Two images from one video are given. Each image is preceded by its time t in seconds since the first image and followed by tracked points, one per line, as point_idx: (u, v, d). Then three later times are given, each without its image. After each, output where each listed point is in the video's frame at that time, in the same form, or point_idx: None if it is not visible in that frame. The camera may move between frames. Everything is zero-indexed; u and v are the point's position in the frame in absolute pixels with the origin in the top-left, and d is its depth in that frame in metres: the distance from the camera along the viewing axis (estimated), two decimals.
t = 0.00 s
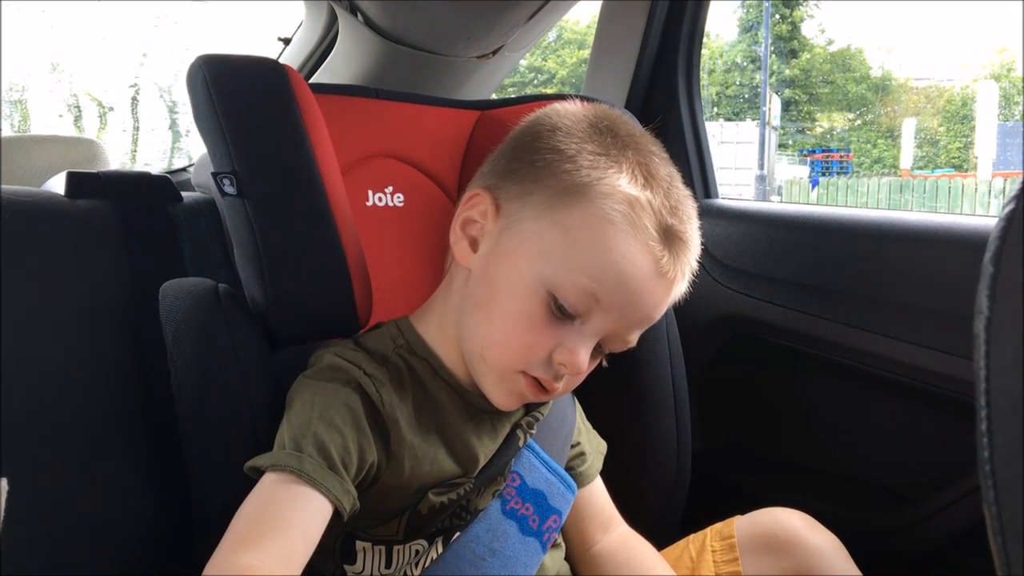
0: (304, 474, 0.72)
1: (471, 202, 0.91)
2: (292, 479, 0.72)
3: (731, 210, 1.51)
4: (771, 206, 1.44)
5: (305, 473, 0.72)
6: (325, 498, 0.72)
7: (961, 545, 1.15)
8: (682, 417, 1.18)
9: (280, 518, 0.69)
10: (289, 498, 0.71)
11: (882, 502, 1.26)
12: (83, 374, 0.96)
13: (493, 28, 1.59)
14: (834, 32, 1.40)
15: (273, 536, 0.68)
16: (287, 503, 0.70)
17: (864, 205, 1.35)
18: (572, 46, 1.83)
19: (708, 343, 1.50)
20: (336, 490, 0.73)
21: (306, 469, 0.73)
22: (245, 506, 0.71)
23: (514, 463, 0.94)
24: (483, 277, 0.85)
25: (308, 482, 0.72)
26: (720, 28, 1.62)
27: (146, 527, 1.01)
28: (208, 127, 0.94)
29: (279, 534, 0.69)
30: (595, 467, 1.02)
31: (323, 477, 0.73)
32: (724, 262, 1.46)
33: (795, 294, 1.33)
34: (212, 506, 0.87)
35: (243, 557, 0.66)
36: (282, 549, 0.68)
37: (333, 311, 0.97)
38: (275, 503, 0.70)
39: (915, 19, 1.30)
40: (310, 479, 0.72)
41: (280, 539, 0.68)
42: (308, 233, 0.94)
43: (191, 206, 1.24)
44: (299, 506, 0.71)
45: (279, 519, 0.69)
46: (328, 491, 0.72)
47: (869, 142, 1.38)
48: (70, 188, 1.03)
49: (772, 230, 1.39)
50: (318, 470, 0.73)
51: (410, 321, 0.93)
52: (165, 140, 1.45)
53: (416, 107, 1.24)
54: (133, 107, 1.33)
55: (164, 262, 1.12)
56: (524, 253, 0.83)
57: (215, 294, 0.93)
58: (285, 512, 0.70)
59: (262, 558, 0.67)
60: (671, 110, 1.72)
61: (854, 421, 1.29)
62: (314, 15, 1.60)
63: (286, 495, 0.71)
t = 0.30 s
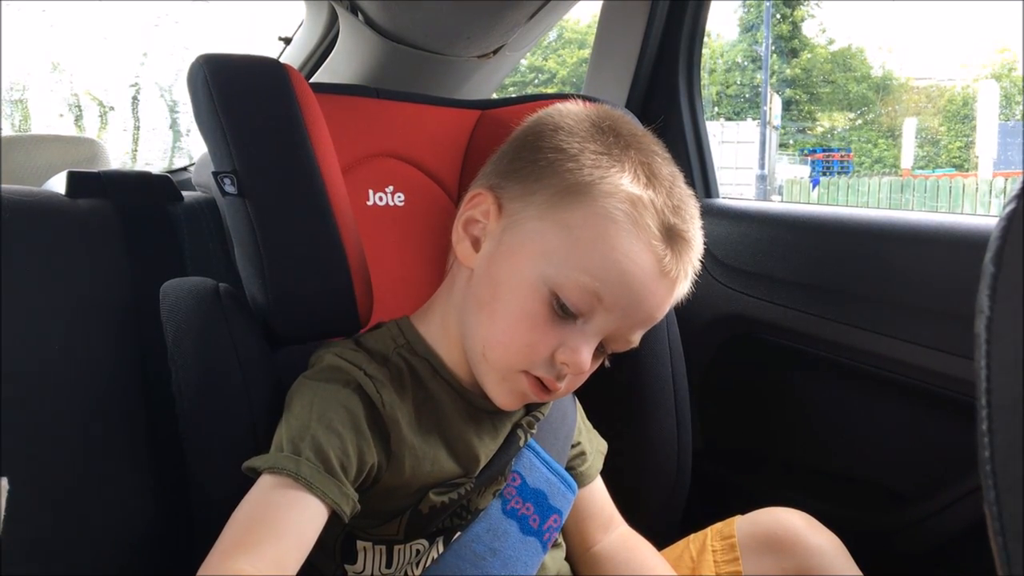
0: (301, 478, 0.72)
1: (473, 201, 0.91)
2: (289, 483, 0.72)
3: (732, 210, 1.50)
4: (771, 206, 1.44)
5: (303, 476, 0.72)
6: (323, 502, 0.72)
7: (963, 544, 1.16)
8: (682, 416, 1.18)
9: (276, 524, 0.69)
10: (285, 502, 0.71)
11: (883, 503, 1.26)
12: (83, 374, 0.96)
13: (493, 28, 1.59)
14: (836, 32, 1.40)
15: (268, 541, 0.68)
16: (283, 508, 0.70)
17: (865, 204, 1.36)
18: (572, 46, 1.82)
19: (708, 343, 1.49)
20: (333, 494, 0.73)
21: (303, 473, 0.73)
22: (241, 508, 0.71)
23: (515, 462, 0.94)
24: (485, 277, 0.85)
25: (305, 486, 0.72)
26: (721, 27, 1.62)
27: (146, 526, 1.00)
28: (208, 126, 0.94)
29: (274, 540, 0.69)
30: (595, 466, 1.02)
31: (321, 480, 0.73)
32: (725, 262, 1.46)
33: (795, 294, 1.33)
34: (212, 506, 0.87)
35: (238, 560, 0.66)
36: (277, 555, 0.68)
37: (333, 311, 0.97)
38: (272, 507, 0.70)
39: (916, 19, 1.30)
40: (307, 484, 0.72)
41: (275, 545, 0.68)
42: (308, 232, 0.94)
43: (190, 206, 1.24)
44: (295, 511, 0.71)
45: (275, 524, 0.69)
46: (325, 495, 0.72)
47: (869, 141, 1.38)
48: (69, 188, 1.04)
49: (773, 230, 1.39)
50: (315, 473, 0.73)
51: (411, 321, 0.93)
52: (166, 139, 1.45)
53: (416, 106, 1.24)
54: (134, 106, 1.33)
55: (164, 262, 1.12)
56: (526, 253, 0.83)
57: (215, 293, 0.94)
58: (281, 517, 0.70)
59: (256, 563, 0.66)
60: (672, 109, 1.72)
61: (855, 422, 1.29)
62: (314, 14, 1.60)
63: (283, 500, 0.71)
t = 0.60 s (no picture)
0: (300, 483, 0.73)
1: (470, 200, 0.91)
2: (289, 489, 0.72)
3: (733, 208, 1.50)
4: (773, 204, 1.44)
5: (302, 481, 0.73)
6: (323, 507, 0.73)
7: (965, 542, 1.16)
8: (683, 414, 1.18)
9: (274, 534, 0.70)
10: (283, 511, 0.71)
11: (884, 501, 1.26)
12: (84, 373, 0.96)
13: (493, 27, 1.59)
14: (837, 29, 1.39)
15: (268, 551, 0.69)
16: (281, 516, 0.71)
17: (866, 202, 1.35)
18: (573, 44, 1.81)
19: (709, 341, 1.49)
20: (334, 499, 0.73)
21: (303, 478, 0.73)
22: (239, 518, 0.72)
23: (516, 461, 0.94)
24: (483, 275, 0.85)
25: (305, 491, 0.73)
26: (723, 25, 1.61)
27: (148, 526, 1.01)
28: (209, 125, 0.94)
29: (274, 550, 0.69)
30: (596, 465, 1.02)
31: (321, 485, 0.73)
32: (726, 259, 1.46)
33: (796, 292, 1.33)
34: (213, 505, 0.87)
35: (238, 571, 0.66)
36: (275, 565, 0.68)
37: (334, 309, 0.97)
38: (270, 517, 0.71)
39: (917, 17, 1.30)
40: (307, 489, 0.73)
41: (274, 554, 0.69)
42: (308, 231, 0.94)
43: (191, 204, 1.24)
44: (294, 520, 0.71)
45: (273, 534, 0.70)
46: (326, 499, 0.73)
47: (871, 139, 1.38)
48: (71, 187, 1.03)
49: (774, 228, 1.38)
50: (315, 478, 0.73)
51: (411, 320, 0.93)
52: (167, 137, 1.45)
53: (416, 104, 1.24)
54: (135, 104, 1.33)
55: (164, 260, 1.12)
56: (524, 251, 0.83)
57: (217, 291, 0.94)
58: (278, 527, 0.70)
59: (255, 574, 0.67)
60: (673, 108, 1.72)
61: (856, 420, 1.29)
62: (315, 11, 1.58)
63: (280, 508, 0.71)
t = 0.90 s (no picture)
0: (300, 482, 0.73)
1: (470, 196, 0.91)
2: (290, 489, 0.73)
3: (734, 204, 1.50)
4: (774, 200, 1.44)
5: (302, 482, 0.73)
6: (323, 507, 0.73)
7: (967, 537, 1.16)
8: (684, 410, 1.18)
9: (276, 542, 0.70)
10: (284, 516, 0.72)
11: (885, 497, 1.26)
12: (84, 370, 0.96)
13: (493, 23, 1.59)
14: (838, 25, 1.39)
15: (271, 558, 0.69)
16: (282, 522, 0.71)
17: (867, 197, 1.34)
18: (573, 40, 1.82)
19: (710, 337, 1.49)
20: (334, 499, 0.73)
21: (303, 477, 0.73)
22: (241, 526, 0.72)
23: (517, 457, 0.94)
24: (484, 271, 0.85)
25: (305, 491, 0.73)
26: (723, 21, 1.61)
27: (149, 521, 1.01)
28: (209, 122, 0.93)
29: (277, 557, 0.69)
30: (597, 461, 1.03)
31: (321, 485, 0.73)
32: (727, 256, 1.46)
33: (797, 288, 1.33)
34: (213, 502, 0.87)
35: None
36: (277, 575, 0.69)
37: (334, 306, 0.97)
38: (271, 524, 0.71)
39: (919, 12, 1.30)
40: (306, 488, 0.73)
41: (277, 562, 0.69)
42: (308, 228, 0.94)
43: (191, 202, 1.24)
44: (293, 527, 0.71)
45: (275, 541, 0.70)
46: (325, 499, 0.73)
47: (871, 135, 1.38)
48: (71, 184, 1.03)
49: (775, 224, 1.38)
50: (315, 478, 0.73)
51: (411, 317, 0.93)
52: (167, 135, 1.42)
53: (416, 102, 1.24)
54: (135, 102, 1.32)
55: (164, 257, 1.12)
56: (525, 247, 0.83)
57: (218, 288, 0.94)
58: (280, 533, 0.71)
59: None
60: (674, 104, 1.72)
61: (857, 416, 1.29)
62: (314, 7, 1.56)
63: (282, 514, 0.72)
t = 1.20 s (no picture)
0: (301, 477, 0.73)
1: (471, 189, 0.91)
2: (291, 484, 0.73)
3: (735, 196, 1.50)
4: (774, 192, 1.44)
5: (303, 477, 0.73)
6: (323, 502, 0.73)
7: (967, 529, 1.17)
8: (684, 402, 1.18)
9: (281, 541, 0.71)
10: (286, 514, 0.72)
11: (885, 489, 1.26)
12: (84, 364, 0.96)
13: (493, 16, 1.59)
14: (839, 17, 1.39)
15: (276, 558, 0.70)
16: (287, 521, 0.71)
17: (867, 189, 1.36)
18: (573, 33, 1.81)
19: (710, 330, 1.49)
20: (334, 494, 0.73)
21: (304, 472, 0.73)
22: (245, 523, 0.72)
23: (518, 451, 0.94)
24: (484, 265, 0.85)
25: (306, 486, 0.73)
26: (723, 14, 1.60)
27: (151, 515, 1.01)
28: (208, 116, 0.93)
29: (283, 556, 0.70)
30: (598, 454, 1.03)
31: (322, 480, 0.73)
32: (727, 248, 1.46)
33: (798, 281, 1.33)
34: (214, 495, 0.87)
35: None
36: None
37: (334, 300, 0.97)
38: (276, 523, 0.71)
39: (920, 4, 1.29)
40: (307, 483, 0.73)
41: (282, 561, 0.70)
42: (308, 221, 0.94)
43: (190, 196, 1.24)
44: (299, 527, 0.72)
45: (280, 540, 0.71)
46: (325, 494, 0.73)
47: (872, 127, 1.38)
48: (70, 178, 1.03)
49: (776, 218, 1.38)
50: (316, 473, 0.74)
51: (412, 311, 0.93)
52: (167, 129, 1.42)
53: (415, 95, 1.23)
54: (134, 96, 1.34)
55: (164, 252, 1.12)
56: (525, 241, 0.82)
57: (218, 282, 0.94)
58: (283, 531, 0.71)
59: None
60: (675, 97, 1.72)
61: (858, 408, 1.29)
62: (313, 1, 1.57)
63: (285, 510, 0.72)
